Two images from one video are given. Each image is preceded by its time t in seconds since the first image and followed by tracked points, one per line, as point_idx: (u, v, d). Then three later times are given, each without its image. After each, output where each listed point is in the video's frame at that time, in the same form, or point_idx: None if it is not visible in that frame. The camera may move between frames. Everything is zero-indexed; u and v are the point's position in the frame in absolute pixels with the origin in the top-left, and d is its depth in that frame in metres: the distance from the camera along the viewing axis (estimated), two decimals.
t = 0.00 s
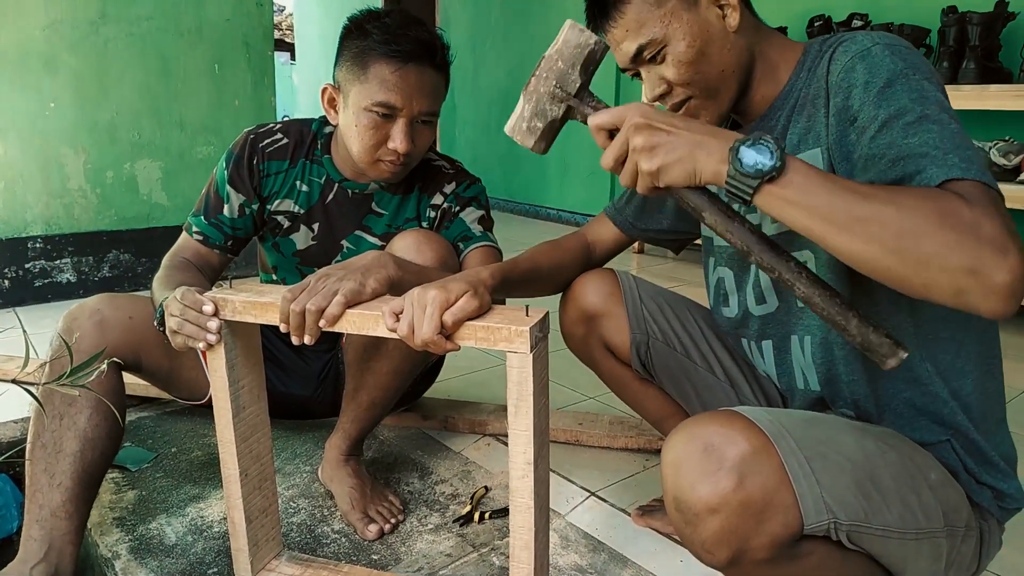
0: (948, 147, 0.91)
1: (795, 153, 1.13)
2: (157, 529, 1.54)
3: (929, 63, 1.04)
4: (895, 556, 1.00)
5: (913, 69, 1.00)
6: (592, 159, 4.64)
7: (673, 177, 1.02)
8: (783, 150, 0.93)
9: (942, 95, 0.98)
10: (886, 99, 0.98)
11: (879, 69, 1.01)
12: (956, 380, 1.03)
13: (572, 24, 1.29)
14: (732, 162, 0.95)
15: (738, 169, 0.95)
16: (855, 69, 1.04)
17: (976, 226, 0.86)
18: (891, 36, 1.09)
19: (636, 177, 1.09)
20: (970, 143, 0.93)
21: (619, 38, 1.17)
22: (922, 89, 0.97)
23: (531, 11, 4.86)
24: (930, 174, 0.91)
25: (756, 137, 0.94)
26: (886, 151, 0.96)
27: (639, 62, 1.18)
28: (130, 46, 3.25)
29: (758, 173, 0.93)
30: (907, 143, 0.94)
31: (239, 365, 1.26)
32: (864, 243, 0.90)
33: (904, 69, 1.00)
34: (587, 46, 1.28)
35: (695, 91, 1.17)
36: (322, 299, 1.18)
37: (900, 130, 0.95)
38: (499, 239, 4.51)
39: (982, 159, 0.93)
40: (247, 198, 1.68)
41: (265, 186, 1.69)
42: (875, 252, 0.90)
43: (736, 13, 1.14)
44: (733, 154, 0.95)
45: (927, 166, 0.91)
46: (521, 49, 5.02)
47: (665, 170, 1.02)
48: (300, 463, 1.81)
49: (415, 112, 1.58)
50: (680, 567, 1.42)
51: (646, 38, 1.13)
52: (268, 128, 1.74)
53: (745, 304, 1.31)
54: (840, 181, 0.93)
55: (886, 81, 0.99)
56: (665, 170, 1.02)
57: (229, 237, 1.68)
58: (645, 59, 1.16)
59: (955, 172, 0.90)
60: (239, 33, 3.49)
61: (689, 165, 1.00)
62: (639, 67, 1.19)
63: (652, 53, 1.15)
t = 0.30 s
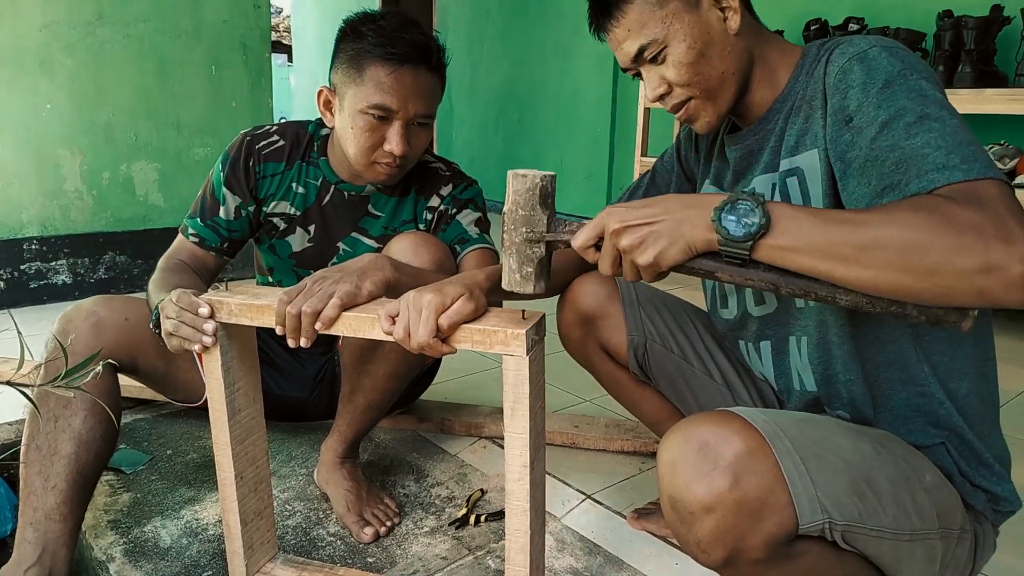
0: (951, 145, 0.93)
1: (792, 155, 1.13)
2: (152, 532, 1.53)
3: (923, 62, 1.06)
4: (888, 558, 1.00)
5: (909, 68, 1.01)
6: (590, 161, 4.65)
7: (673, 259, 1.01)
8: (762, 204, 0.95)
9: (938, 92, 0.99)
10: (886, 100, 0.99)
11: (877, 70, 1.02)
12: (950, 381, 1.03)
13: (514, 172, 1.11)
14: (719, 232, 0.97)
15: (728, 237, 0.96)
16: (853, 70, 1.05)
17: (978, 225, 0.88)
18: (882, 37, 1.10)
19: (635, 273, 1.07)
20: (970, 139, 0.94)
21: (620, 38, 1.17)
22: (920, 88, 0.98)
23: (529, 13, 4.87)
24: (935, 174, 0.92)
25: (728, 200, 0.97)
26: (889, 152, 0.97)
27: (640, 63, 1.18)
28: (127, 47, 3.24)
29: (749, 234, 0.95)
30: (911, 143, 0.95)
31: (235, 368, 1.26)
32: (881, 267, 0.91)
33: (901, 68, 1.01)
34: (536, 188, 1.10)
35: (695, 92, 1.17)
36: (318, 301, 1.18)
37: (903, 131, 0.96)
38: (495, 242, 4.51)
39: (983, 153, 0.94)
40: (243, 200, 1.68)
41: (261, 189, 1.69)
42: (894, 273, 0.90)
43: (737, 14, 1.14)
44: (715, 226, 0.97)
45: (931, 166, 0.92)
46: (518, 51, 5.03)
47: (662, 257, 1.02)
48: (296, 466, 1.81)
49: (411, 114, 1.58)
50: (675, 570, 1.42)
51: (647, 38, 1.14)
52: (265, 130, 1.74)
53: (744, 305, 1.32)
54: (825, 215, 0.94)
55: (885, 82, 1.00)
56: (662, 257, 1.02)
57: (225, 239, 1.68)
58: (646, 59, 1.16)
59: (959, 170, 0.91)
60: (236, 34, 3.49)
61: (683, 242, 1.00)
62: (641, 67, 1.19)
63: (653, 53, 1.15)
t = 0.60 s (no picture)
0: (939, 153, 0.93)
1: (794, 158, 1.14)
2: (147, 534, 1.53)
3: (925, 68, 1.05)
4: (887, 558, 1.01)
5: (907, 73, 1.01)
6: (586, 163, 4.65)
7: (658, 249, 1.03)
8: (747, 200, 0.96)
9: (935, 98, 0.99)
10: (881, 106, 0.99)
11: (874, 75, 1.02)
12: (946, 384, 1.04)
13: (502, 161, 1.11)
14: (703, 226, 0.98)
15: (712, 233, 0.97)
16: (851, 74, 1.05)
17: (958, 231, 0.88)
18: (886, 41, 1.09)
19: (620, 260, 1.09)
20: (961, 147, 0.94)
21: (627, 37, 1.17)
22: (915, 94, 0.98)
23: (524, 15, 4.88)
24: (922, 182, 0.92)
25: (714, 194, 0.98)
26: (881, 158, 0.97)
27: (647, 62, 1.18)
28: (123, 49, 3.24)
29: (732, 230, 0.96)
30: (902, 149, 0.95)
31: (230, 369, 1.26)
32: (862, 268, 0.91)
33: (898, 74, 1.01)
34: (523, 177, 1.09)
35: (701, 92, 1.17)
36: (314, 303, 1.18)
37: (894, 137, 0.96)
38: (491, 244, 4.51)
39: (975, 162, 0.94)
40: (238, 202, 1.67)
41: (257, 190, 1.69)
42: (874, 277, 0.91)
43: (745, 14, 1.15)
44: (700, 219, 0.98)
45: (920, 173, 0.93)
46: (514, 53, 5.04)
47: (648, 247, 1.03)
48: (291, 468, 1.80)
49: (406, 117, 1.58)
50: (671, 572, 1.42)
51: (656, 37, 1.14)
52: (261, 131, 1.73)
53: (745, 307, 1.32)
54: (811, 213, 0.95)
55: (881, 87, 1.00)
56: (647, 248, 1.03)
57: (220, 241, 1.68)
58: (653, 58, 1.17)
59: (947, 178, 0.91)
60: (233, 35, 3.49)
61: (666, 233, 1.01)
62: (647, 66, 1.19)
63: (661, 52, 1.15)
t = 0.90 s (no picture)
0: (935, 150, 0.93)
1: (788, 156, 1.13)
2: (151, 535, 1.53)
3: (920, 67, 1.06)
4: (887, 563, 1.00)
5: (903, 71, 1.01)
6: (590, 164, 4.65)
7: (669, 192, 1.01)
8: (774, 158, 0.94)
9: (930, 96, 0.99)
10: (877, 103, 0.99)
11: (870, 72, 1.02)
12: (949, 385, 1.04)
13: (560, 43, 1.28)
14: (725, 173, 0.96)
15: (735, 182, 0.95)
16: (846, 72, 1.05)
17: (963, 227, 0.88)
18: (879, 40, 1.10)
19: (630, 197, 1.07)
20: (956, 144, 0.94)
21: (614, 53, 1.18)
22: (911, 91, 0.98)
23: (528, 17, 4.89)
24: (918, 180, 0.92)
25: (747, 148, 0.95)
26: (876, 155, 0.97)
27: (635, 76, 1.19)
28: (128, 51, 3.25)
29: (753, 184, 0.94)
30: (897, 146, 0.95)
31: (235, 371, 1.26)
32: (866, 250, 0.91)
33: (894, 71, 1.01)
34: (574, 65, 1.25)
35: (691, 104, 1.18)
36: (318, 304, 1.19)
37: (890, 134, 0.96)
38: (495, 245, 4.52)
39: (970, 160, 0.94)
40: (244, 204, 1.68)
41: (261, 193, 1.69)
42: (872, 259, 0.91)
43: (729, 24, 1.15)
44: (725, 166, 0.96)
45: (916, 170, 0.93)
46: (517, 55, 5.05)
47: (660, 187, 1.01)
48: (295, 469, 1.81)
49: (410, 119, 1.58)
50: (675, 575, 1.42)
51: (642, 52, 1.14)
52: (265, 134, 1.74)
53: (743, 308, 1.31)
54: (831, 189, 0.93)
55: (877, 85, 1.01)
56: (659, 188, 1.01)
57: (225, 243, 1.68)
58: (641, 72, 1.17)
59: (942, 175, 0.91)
60: (237, 38, 3.50)
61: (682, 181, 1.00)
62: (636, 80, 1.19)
63: (648, 67, 1.16)
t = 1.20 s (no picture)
0: (933, 158, 0.93)
1: (791, 158, 1.14)
2: (150, 536, 1.53)
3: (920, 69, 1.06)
4: (887, 561, 1.00)
5: (902, 75, 1.01)
6: (589, 165, 4.65)
7: (662, 270, 1.03)
8: (750, 216, 0.96)
9: (930, 100, 1.00)
10: (876, 109, 1.00)
11: (869, 77, 1.03)
12: (947, 385, 1.04)
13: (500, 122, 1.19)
14: (708, 243, 0.97)
15: (717, 249, 0.97)
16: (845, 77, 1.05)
17: (956, 238, 0.89)
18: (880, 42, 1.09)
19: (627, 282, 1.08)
20: (956, 150, 0.95)
21: (622, 51, 1.17)
22: (911, 96, 0.99)
23: (526, 17, 4.90)
24: (916, 190, 0.93)
25: (720, 212, 0.97)
26: (875, 162, 0.98)
27: (642, 75, 1.18)
28: (127, 51, 3.25)
29: (736, 246, 0.96)
30: (896, 155, 0.96)
31: (234, 371, 1.26)
32: (865, 280, 0.92)
33: (893, 75, 1.01)
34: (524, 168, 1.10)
35: (698, 103, 1.17)
36: (317, 305, 1.19)
37: (888, 141, 0.97)
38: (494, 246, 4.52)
39: (970, 165, 0.95)
40: (242, 206, 1.68)
41: (259, 195, 1.69)
42: (875, 286, 0.92)
43: (738, 23, 1.15)
44: (705, 236, 0.98)
45: (915, 180, 0.94)
46: (516, 55, 5.05)
47: (652, 268, 1.03)
48: (294, 470, 1.81)
49: (408, 120, 1.58)
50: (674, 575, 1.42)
51: (650, 50, 1.14)
52: (263, 136, 1.74)
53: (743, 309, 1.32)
54: (814, 229, 0.95)
55: (875, 91, 1.01)
56: (652, 268, 1.03)
57: (223, 245, 1.68)
58: (649, 71, 1.17)
59: (940, 184, 0.92)
60: (236, 38, 3.50)
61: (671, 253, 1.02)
62: (643, 79, 1.19)
63: (656, 65, 1.15)
